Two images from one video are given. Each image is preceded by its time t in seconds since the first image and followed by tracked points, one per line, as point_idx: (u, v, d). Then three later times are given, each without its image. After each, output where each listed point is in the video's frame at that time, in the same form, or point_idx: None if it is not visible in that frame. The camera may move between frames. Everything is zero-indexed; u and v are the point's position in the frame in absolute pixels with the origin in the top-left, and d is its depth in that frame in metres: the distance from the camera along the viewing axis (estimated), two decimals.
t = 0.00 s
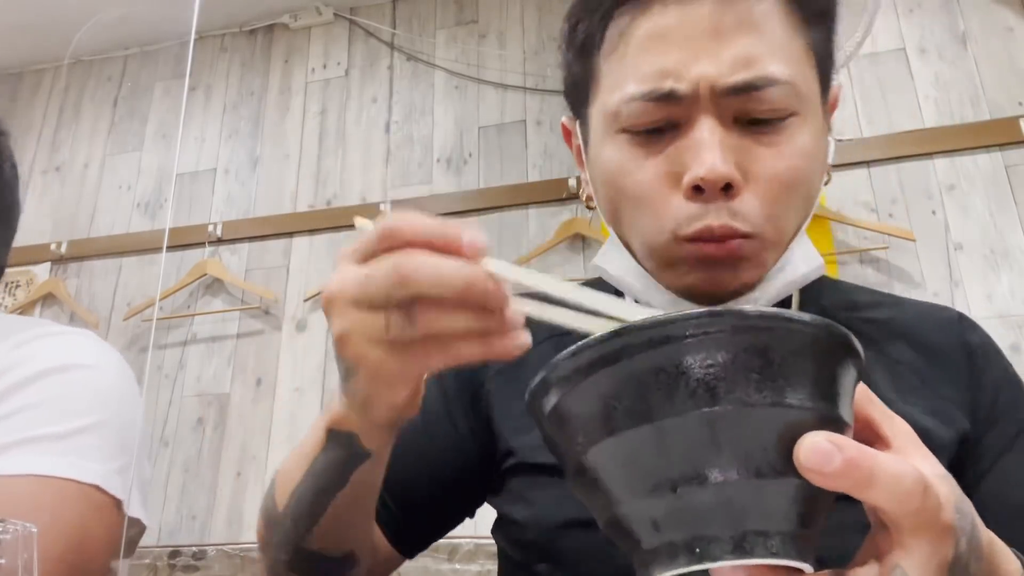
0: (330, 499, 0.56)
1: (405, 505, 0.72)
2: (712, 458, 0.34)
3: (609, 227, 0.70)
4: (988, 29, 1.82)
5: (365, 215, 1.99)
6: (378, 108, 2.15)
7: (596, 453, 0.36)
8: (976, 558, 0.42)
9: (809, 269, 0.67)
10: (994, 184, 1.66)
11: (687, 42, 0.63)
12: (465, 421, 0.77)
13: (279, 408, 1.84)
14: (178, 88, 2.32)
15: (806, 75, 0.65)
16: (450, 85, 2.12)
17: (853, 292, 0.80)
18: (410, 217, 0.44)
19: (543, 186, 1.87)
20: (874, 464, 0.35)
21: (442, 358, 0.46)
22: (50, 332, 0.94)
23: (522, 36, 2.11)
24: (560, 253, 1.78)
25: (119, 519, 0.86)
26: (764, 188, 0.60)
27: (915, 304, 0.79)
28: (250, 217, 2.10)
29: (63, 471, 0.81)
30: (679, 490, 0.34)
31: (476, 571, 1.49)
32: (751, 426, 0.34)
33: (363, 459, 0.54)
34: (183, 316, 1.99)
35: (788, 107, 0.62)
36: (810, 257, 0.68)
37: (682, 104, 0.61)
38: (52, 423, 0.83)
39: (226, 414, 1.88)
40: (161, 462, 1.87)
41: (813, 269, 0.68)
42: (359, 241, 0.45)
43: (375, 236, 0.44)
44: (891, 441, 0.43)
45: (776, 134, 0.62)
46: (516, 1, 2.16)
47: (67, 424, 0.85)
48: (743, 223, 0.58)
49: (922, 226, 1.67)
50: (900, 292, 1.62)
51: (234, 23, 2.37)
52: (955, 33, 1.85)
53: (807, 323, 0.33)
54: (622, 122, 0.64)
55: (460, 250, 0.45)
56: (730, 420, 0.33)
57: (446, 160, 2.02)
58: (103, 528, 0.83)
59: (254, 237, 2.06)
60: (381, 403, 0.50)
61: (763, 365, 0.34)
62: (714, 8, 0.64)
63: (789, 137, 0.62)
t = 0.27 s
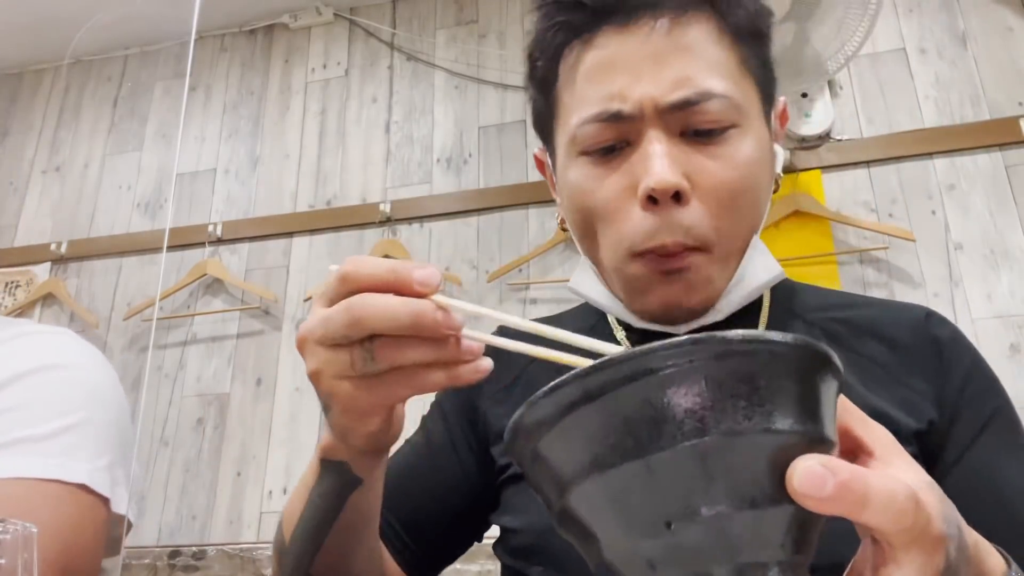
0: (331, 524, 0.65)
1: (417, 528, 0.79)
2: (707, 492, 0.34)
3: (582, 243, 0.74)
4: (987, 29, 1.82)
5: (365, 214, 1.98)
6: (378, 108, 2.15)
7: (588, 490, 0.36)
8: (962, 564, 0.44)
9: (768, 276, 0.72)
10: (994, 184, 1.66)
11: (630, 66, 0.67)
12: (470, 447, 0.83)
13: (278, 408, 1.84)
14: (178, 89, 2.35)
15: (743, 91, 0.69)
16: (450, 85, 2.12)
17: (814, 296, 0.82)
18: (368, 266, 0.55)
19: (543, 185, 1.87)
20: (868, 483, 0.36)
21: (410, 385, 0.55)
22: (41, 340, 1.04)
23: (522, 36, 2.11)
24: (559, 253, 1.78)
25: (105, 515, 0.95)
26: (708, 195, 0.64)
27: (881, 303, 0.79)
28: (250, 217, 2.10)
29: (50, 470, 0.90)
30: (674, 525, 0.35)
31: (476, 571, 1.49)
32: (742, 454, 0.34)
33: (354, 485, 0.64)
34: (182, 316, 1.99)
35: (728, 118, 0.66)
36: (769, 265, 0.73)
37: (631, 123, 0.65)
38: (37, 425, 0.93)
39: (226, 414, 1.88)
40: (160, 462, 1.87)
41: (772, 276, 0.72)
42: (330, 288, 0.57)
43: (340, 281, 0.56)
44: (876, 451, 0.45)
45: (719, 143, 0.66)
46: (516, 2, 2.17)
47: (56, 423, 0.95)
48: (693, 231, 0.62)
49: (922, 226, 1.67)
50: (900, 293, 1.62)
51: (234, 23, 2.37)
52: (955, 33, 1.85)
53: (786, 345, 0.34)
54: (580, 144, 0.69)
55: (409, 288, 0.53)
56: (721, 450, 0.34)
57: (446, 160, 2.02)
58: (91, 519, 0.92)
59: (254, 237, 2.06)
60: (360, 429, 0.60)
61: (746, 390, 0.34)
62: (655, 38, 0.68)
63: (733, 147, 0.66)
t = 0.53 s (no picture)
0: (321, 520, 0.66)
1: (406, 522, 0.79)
2: (691, 541, 0.35)
3: (573, 244, 0.75)
4: (987, 29, 1.82)
5: (366, 214, 1.98)
6: (378, 108, 2.15)
7: (573, 534, 0.37)
8: None
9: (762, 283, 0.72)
10: (994, 184, 1.66)
11: (624, 69, 0.68)
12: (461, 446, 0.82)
13: (278, 408, 1.84)
14: (178, 88, 2.35)
15: (738, 96, 0.69)
16: (450, 85, 2.12)
17: (804, 298, 0.80)
18: (369, 278, 0.54)
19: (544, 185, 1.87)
20: (849, 532, 0.36)
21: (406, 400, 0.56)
22: (38, 339, 1.04)
23: (522, 35, 2.11)
24: (560, 253, 1.78)
25: (103, 514, 0.95)
26: (699, 201, 0.64)
27: (872, 306, 0.78)
28: (250, 217, 2.10)
29: (47, 470, 0.90)
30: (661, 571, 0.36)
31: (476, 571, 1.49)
32: (724, 502, 0.35)
33: (349, 477, 0.63)
34: (182, 316, 1.99)
35: (720, 126, 0.66)
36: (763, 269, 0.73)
37: (623, 126, 0.66)
38: (35, 425, 0.93)
39: (226, 414, 1.88)
40: (160, 462, 1.87)
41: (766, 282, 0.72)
42: (331, 296, 0.57)
43: (341, 291, 0.56)
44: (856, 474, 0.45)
45: (710, 149, 0.66)
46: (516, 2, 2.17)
47: (53, 423, 0.94)
48: (684, 238, 0.63)
49: (922, 227, 1.67)
50: (900, 293, 1.62)
51: (234, 23, 2.37)
52: (955, 33, 1.85)
53: (767, 393, 0.34)
54: (572, 146, 0.70)
55: (411, 307, 0.53)
56: (705, 500, 0.35)
57: (446, 160, 2.02)
58: (89, 518, 0.92)
59: (255, 236, 2.06)
60: (352, 436, 0.61)
61: (727, 437, 0.35)
62: (652, 40, 0.68)
63: (724, 151, 0.66)
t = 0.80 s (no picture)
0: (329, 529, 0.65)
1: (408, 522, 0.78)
2: (695, 538, 0.35)
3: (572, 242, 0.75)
4: (987, 28, 1.82)
5: (365, 213, 1.98)
6: (378, 108, 2.15)
7: (575, 538, 0.37)
8: None
9: (762, 277, 0.72)
10: (994, 184, 1.66)
11: (626, 67, 0.67)
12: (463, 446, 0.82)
13: (278, 408, 1.84)
14: (179, 88, 2.35)
15: (742, 95, 0.69)
16: (450, 85, 2.12)
17: (806, 298, 0.80)
18: (381, 293, 0.54)
19: (543, 185, 1.86)
20: (852, 519, 0.37)
21: (415, 413, 0.56)
22: (37, 340, 1.04)
23: (522, 36, 2.11)
24: (560, 253, 1.78)
25: (101, 515, 0.95)
26: (699, 200, 0.64)
27: (874, 307, 0.78)
28: (250, 217, 2.10)
29: (47, 471, 0.90)
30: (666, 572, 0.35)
31: (476, 571, 1.49)
32: (725, 498, 0.35)
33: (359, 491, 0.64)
34: (182, 316, 1.99)
35: (722, 124, 0.66)
36: (763, 266, 0.73)
37: (622, 125, 0.66)
38: (34, 426, 0.93)
39: (226, 413, 1.88)
40: (160, 462, 1.87)
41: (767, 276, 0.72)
42: (340, 310, 0.55)
43: (351, 306, 0.54)
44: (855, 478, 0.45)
45: (711, 148, 0.66)
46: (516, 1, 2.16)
47: (52, 424, 0.94)
48: (680, 235, 0.64)
49: (922, 226, 1.67)
50: (900, 293, 1.62)
51: (234, 22, 2.37)
52: (955, 33, 1.84)
53: (761, 385, 0.35)
54: (572, 144, 0.70)
55: (424, 327, 0.53)
56: (706, 495, 0.35)
57: (446, 160, 2.02)
58: (88, 519, 0.92)
59: (255, 236, 2.06)
60: (360, 449, 0.61)
61: (726, 433, 0.35)
62: (655, 37, 0.68)
63: (725, 150, 0.66)
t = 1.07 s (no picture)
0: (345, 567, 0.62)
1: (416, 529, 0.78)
2: (705, 537, 0.35)
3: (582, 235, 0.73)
4: (988, 29, 1.82)
5: (365, 214, 1.98)
6: (378, 108, 2.15)
7: (586, 531, 0.37)
8: None
9: (774, 275, 0.70)
10: (994, 184, 1.66)
11: (636, 58, 0.66)
12: (468, 447, 0.82)
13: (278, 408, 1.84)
14: (179, 88, 2.36)
15: (752, 90, 0.68)
16: (450, 85, 2.12)
17: (812, 300, 0.80)
18: (316, 353, 0.50)
19: (543, 185, 1.87)
20: (860, 522, 0.36)
21: (405, 449, 0.53)
22: (34, 340, 1.04)
23: (522, 36, 2.11)
24: (560, 253, 1.78)
25: (99, 515, 0.95)
26: (709, 194, 0.62)
27: (879, 310, 0.79)
28: (250, 217, 2.10)
29: (44, 471, 0.89)
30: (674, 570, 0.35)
31: (476, 571, 1.49)
32: (737, 498, 0.35)
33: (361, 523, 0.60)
34: (182, 316, 1.99)
35: (733, 119, 0.65)
36: (778, 262, 0.72)
37: (632, 116, 0.65)
38: (31, 426, 0.93)
39: (226, 413, 1.88)
40: (160, 462, 1.88)
41: (779, 275, 0.70)
42: (283, 387, 0.52)
43: (294, 378, 0.51)
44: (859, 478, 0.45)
45: (722, 142, 0.65)
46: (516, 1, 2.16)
47: (49, 424, 0.94)
48: (693, 226, 0.61)
49: (922, 227, 1.67)
50: (900, 293, 1.62)
51: (234, 22, 2.37)
52: (955, 33, 1.84)
53: (778, 388, 0.35)
54: (581, 135, 0.68)
55: (374, 363, 0.50)
56: (719, 494, 0.35)
57: (446, 160, 2.02)
58: (86, 519, 0.92)
59: (255, 236, 2.06)
60: (369, 505, 0.56)
61: (739, 433, 0.35)
62: (666, 29, 0.67)
63: (736, 145, 0.65)
